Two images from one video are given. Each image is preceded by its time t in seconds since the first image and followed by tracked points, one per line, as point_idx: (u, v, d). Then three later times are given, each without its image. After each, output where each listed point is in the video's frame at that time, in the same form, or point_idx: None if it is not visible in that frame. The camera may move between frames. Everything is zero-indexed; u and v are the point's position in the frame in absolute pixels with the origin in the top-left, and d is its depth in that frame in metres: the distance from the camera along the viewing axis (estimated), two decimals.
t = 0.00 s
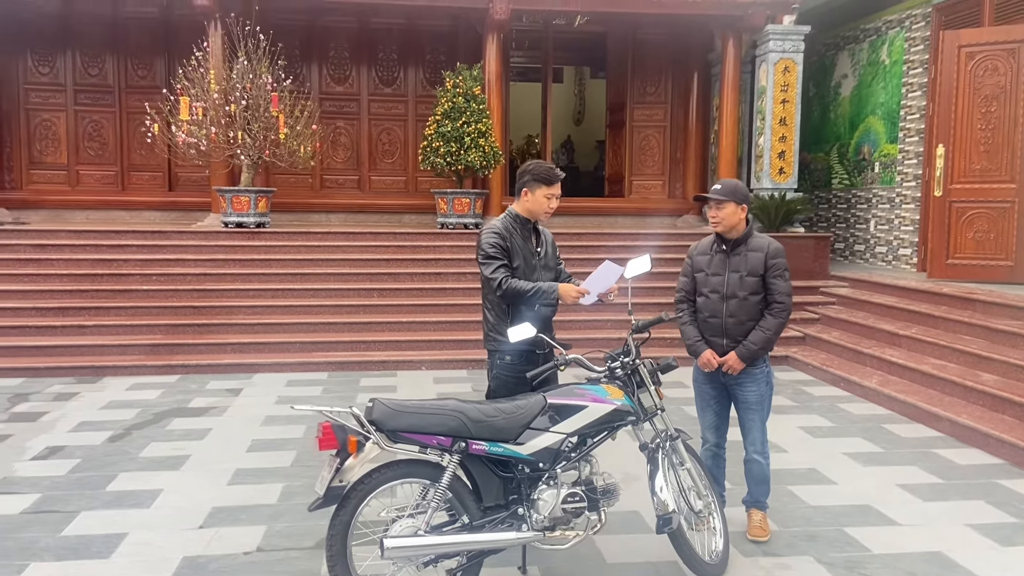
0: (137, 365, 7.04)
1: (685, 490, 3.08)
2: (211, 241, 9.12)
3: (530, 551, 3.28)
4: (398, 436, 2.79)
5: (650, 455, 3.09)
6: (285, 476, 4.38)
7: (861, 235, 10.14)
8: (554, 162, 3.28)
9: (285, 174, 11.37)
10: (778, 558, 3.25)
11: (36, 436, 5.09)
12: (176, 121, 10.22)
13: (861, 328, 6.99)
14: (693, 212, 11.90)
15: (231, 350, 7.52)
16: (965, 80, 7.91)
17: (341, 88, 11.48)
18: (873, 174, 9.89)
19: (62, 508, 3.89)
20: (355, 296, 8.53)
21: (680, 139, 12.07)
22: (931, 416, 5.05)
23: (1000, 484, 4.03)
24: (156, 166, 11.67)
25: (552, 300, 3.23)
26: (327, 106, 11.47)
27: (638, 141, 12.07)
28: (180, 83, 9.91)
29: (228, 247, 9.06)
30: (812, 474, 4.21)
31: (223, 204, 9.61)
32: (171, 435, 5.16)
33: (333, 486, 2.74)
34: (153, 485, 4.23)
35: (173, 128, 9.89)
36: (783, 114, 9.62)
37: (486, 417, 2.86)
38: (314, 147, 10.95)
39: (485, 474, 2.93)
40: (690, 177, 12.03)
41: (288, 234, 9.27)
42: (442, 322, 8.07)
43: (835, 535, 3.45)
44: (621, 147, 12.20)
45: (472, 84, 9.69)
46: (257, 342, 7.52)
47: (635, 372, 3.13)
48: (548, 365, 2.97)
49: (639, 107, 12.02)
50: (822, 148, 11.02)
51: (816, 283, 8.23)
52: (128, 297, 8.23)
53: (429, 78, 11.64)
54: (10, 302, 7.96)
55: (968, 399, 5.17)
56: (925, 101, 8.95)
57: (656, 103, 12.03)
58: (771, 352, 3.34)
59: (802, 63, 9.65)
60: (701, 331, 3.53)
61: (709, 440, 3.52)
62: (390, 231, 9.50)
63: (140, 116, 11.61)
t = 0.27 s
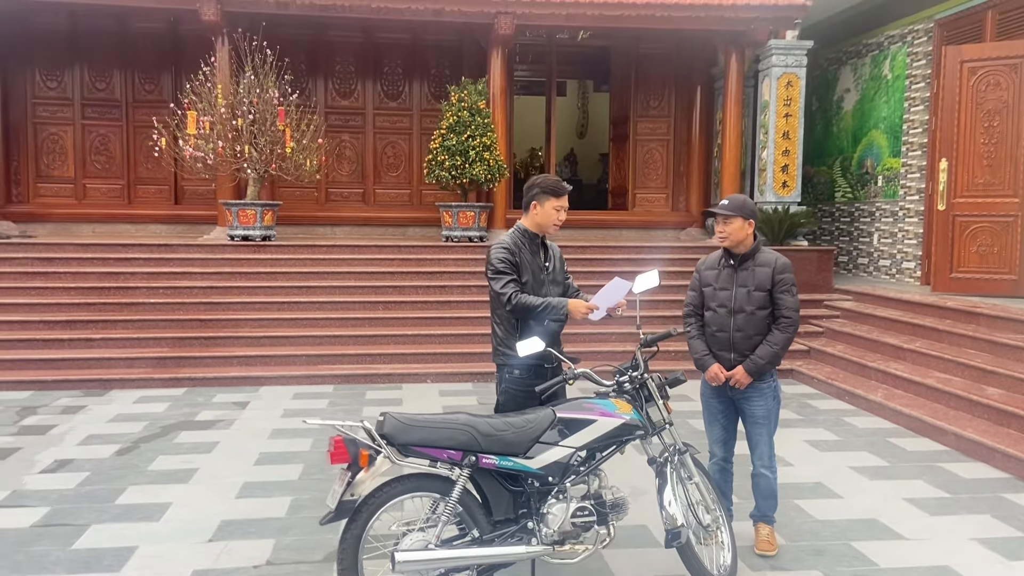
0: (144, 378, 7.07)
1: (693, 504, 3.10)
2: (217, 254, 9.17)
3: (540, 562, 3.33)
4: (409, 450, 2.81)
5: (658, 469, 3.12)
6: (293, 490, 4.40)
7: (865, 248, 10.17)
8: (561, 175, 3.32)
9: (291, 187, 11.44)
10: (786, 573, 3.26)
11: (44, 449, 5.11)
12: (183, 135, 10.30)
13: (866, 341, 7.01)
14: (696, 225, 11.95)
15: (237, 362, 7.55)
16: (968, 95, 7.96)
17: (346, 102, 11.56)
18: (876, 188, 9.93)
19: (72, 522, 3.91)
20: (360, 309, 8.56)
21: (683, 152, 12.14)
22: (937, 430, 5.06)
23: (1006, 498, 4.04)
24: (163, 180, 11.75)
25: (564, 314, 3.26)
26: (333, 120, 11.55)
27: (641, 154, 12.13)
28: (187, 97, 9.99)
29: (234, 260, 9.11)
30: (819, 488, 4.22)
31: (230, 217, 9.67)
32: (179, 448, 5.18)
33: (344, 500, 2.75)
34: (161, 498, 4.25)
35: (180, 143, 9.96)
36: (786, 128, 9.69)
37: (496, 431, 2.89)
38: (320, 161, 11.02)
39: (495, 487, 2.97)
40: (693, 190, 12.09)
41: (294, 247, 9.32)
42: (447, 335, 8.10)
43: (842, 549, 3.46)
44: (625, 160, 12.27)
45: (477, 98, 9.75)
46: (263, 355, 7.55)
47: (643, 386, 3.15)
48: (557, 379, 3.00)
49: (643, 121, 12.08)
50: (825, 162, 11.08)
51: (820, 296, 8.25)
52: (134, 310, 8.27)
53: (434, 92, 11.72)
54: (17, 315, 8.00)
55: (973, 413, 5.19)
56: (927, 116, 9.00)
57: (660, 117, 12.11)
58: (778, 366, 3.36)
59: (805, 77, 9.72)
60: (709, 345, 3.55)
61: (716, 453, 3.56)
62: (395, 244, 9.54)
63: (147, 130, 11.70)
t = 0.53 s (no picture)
0: (148, 394, 7.08)
1: (700, 520, 3.12)
2: (221, 269, 9.20)
3: None
4: (418, 466, 2.83)
5: (666, 485, 3.17)
6: (298, 506, 4.39)
7: (867, 262, 10.19)
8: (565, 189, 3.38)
9: (295, 202, 11.50)
10: None
11: (50, 465, 5.12)
12: (188, 151, 10.36)
13: (869, 356, 7.01)
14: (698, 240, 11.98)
15: (241, 378, 7.56)
16: (969, 111, 8.00)
17: (350, 118, 11.64)
18: (878, 203, 9.97)
19: (79, 538, 3.91)
20: (364, 324, 8.58)
21: (685, 167, 12.20)
22: (942, 445, 5.06)
23: (1012, 514, 4.04)
24: (167, 195, 11.81)
25: (574, 332, 3.26)
26: (336, 135, 11.62)
27: (643, 169, 12.20)
28: (193, 113, 10.06)
29: (238, 275, 9.14)
30: (825, 504, 4.22)
31: (234, 232, 9.71)
32: (184, 464, 5.18)
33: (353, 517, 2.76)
34: (167, 514, 4.25)
35: (185, 158, 10.02)
36: (787, 143, 9.75)
37: (504, 447, 2.89)
38: (323, 176, 11.08)
39: (503, 504, 2.97)
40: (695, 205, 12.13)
41: (298, 262, 9.35)
42: (451, 350, 8.11)
43: (849, 565, 3.46)
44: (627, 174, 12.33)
45: (481, 113, 9.81)
46: (268, 370, 7.56)
47: (650, 402, 3.14)
48: (564, 395, 3.02)
49: (645, 136, 12.15)
50: (827, 177, 11.12)
51: (823, 311, 8.27)
52: (139, 325, 8.29)
53: (437, 108, 11.80)
54: (22, 330, 8.03)
55: (978, 428, 5.19)
56: (929, 131, 9.05)
57: (662, 132, 12.18)
58: (784, 382, 3.37)
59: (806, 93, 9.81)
60: (714, 360, 3.57)
61: (723, 469, 3.55)
62: (399, 259, 9.57)
63: (152, 146, 11.77)
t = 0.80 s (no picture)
0: (151, 405, 7.08)
1: (706, 531, 3.10)
2: (224, 279, 9.21)
3: None
4: (423, 478, 2.82)
5: (671, 496, 3.16)
6: (302, 517, 4.39)
7: (869, 272, 10.20)
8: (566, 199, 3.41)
9: (298, 213, 11.54)
10: None
11: (53, 476, 5.12)
12: (191, 162, 10.40)
13: (873, 366, 7.01)
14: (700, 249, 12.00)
15: (244, 388, 7.56)
16: (971, 121, 8.02)
17: (353, 128, 11.68)
18: (880, 213, 9.98)
19: (83, 550, 3.91)
20: (367, 334, 8.59)
21: (687, 177, 12.24)
22: (946, 455, 5.05)
23: (1017, 524, 4.03)
24: (170, 206, 11.84)
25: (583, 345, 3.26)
26: (339, 146, 11.66)
27: (645, 179, 12.24)
28: (196, 124, 10.10)
29: (241, 285, 9.15)
30: (830, 515, 4.20)
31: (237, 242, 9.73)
32: (188, 475, 5.18)
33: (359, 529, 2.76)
34: (171, 526, 4.25)
35: (188, 170, 10.06)
36: (789, 153, 9.78)
37: (509, 458, 2.89)
38: (326, 186, 11.11)
39: (509, 515, 2.97)
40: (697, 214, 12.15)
41: (301, 273, 9.37)
42: (453, 360, 8.12)
43: None
44: (629, 184, 12.36)
45: (483, 124, 9.84)
46: (271, 380, 7.56)
47: (655, 413, 3.13)
48: (569, 406, 3.01)
49: (647, 146, 12.20)
50: (829, 187, 11.14)
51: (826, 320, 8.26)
52: (142, 335, 8.29)
53: (439, 118, 11.85)
54: (25, 341, 8.04)
55: (982, 438, 5.18)
56: (930, 141, 9.08)
57: (663, 142, 12.22)
58: (788, 393, 3.37)
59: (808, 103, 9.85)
60: (719, 371, 3.57)
61: (727, 480, 3.56)
62: (401, 269, 9.58)
63: (155, 157, 11.82)
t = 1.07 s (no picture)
0: (153, 414, 7.08)
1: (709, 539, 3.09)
2: (226, 288, 9.23)
3: None
4: (427, 486, 2.82)
5: (675, 504, 3.18)
6: (305, 526, 4.38)
7: (871, 278, 10.20)
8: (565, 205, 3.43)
9: (299, 221, 11.57)
10: None
11: (56, 485, 5.12)
12: (193, 171, 10.43)
13: (875, 373, 7.00)
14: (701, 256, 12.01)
15: (246, 397, 7.57)
16: (971, 128, 8.04)
17: (354, 137, 11.72)
18: (881, 220, 10.00)
19: (86, 558, 3.91)
20: (369, 342, 8.59)
21: (688, 184, 12.26)
22: (949, 462, 5.04)
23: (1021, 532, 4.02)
24: (171, 215, 11.88)
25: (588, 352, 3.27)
26: (340, 154, 11.69)
27: (646, 187, 12.27)
28: (198, 133, 10.14)
29: (243, 293, 9.16)
30: (833, 522, 4.20)
31: (239, 251, 9.76)
32: (190, 483, 5.18)
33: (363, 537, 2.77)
34: (174, 535, 4.25)
35: (190, 178, 10.09)
36: (790, 160, 9.80)
37: (513, 467, 2.89)
38: (328, 195, 11.14)
39: (512, 523, 2.96)
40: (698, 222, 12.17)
41: (303, 281, 9.39)
42: (455, 368, 8.12)
43: None
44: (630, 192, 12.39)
45: (484, 132, 9.88)
46: (273, 389, 7.57)
47: (659, 421, 3.16)
48: (572, 414, 3.01)
49: (647, 153, 12.24)
50: (830, 194, 11.16)
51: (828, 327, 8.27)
52: (144, 344, 8.31)
53: (440, 126, 11.89)
54: (28, 350, 8.05)
55: (985, 445, 5.17)
56: (931, 148, 9.10)
57: (664, 149, 12.26)
58: (790, 400, 3.37)
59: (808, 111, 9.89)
60: (721, 378, 3.58)
61: (731, 488, 3.56)
62: (402, 277, 9.59)
63: (157, 165, 11.86)
